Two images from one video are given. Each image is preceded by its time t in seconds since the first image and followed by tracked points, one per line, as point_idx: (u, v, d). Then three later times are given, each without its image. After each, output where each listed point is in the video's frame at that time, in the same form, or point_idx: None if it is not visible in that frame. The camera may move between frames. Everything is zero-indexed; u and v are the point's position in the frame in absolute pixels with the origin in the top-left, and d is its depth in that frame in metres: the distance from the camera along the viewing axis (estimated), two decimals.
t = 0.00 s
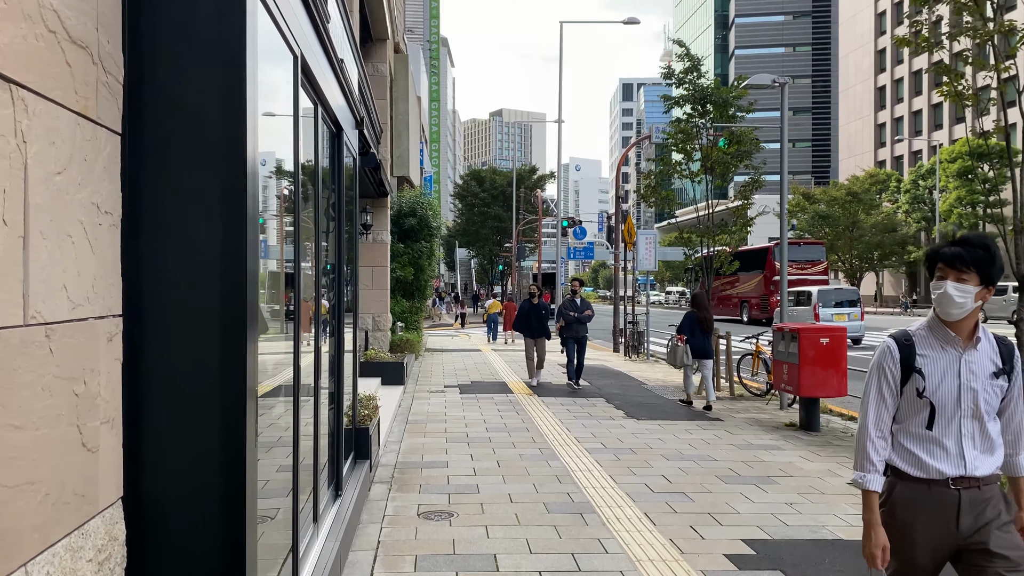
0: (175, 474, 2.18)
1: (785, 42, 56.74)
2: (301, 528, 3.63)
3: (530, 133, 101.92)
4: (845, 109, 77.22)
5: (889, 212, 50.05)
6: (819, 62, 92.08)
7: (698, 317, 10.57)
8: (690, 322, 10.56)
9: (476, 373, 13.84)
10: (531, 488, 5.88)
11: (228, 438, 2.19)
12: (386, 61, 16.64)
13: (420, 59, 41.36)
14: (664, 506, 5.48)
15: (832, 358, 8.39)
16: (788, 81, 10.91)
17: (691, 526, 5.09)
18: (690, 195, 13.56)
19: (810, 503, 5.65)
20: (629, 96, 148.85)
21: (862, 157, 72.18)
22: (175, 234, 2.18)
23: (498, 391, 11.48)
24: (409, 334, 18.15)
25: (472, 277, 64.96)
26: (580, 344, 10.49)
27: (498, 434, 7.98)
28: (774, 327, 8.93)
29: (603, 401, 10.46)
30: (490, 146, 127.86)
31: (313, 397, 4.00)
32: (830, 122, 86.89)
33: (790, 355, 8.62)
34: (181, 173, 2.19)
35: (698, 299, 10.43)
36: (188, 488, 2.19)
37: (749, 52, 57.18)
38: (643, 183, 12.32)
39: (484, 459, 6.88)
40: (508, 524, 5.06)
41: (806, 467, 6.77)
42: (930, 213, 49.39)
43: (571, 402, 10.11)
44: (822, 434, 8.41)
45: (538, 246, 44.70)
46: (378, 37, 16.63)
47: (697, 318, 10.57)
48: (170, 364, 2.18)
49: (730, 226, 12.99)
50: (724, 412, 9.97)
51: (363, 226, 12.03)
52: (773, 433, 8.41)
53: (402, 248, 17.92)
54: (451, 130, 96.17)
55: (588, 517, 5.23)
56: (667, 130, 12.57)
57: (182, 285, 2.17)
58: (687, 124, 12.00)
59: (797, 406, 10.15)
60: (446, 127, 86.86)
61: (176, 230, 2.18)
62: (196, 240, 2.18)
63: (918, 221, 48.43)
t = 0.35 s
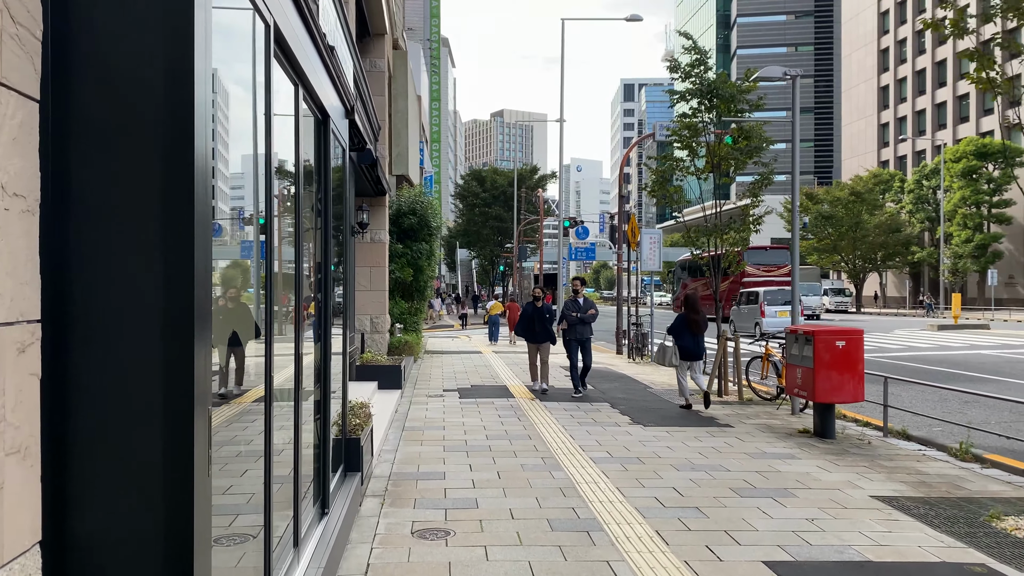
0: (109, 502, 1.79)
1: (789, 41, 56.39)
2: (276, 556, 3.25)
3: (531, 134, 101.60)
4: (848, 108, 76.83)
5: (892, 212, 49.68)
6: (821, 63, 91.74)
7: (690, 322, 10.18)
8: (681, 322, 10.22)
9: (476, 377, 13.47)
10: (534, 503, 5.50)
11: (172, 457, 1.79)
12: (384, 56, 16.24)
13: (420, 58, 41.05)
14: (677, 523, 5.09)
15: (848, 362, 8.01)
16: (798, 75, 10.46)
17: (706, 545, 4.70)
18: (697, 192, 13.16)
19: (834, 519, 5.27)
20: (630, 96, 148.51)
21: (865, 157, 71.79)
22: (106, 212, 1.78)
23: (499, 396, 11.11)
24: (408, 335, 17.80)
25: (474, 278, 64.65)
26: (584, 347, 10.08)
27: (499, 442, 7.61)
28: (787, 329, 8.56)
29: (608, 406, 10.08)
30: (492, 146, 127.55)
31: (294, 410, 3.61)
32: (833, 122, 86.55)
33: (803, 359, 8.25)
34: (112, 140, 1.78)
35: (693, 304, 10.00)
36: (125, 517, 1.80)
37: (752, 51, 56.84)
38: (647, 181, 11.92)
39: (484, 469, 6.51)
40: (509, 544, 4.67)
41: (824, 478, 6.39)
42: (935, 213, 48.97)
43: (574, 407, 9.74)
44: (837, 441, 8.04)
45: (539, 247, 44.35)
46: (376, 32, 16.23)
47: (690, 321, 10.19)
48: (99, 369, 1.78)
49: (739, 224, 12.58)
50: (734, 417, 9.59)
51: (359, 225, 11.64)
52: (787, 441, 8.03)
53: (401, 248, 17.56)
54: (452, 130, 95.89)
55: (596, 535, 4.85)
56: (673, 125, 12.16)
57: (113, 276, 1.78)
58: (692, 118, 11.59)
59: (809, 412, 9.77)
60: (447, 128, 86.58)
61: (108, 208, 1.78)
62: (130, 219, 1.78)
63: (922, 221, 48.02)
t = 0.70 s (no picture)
0: (15, 510, 1.48)
1: (788, 39, 56.08)
2: None
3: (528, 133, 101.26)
4: (846, 107, 76.56)
5: (892, 210, 49.41)
6: (820, 61, 91.40)
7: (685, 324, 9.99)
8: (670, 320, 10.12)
9: (473, 378, 13.10)
10: (533, 515, 5.14)
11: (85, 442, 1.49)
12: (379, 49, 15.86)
13: (417, 55, 40.74)
14: (688, 538, 4.72)
15: (862, 362, 7.65)
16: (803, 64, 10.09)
17: (721, 563, 4.34)
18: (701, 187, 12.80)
19: (857, 533, 4.90)
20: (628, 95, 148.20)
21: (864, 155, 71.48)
22: (12, 165, 1.49)
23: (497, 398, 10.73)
24: (404, 335, 17.42)
25: (472, 278, 64.26)
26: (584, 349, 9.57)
27: (496, 447, 7.24)
28: (798, 329, 8.20)
29: (609, 408, 9.72)
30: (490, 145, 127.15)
31: (269, 415, 3.22)
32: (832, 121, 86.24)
33: (815, 360, 7.88)
34: (21, 83, 1.50)
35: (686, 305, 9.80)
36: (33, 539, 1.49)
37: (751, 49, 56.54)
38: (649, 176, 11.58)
39: (481, 477, 6.14)
40: (509, 562, 4.29)
41: (842, 486, 6.03)
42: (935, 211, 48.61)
43: (575, 410, 9.37)
44: (850, 446, 7.67)
45: (538, 246, 43.95)
46: (371, 24, 15.85)
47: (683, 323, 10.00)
48: None
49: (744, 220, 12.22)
50: (740, 420, 9.23)
51: (352, 221, 11.25)
52: (798, 445, 7.66)
53: (396, 246, 17.20)
54: (450, 129, 95.56)
55: (601, 552, 4.48)
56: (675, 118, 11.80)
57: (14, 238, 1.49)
58: (695, 111, 11.23)
59: (818, 414, 9.41)
60: (445, 127, 86.25)
61: (16, 161, 1.49)
62: (45, 178, 1.51)
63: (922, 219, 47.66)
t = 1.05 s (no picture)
0: None
1: (783, 36, 55.85)
2: None
3: (522, 130, 100.91)
4: (840, 104, 76.42)
5: (886, 208, 49.22)
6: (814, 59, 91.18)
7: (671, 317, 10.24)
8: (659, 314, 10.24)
9: (464, 378, 12.71)
10: (527, 529, 4.77)
11: None
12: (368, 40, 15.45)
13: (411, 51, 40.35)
14: (694, 554, 4.37)
15: (872, 362, 7.30)
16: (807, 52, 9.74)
17: None
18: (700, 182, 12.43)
19: (876, 548, 4.54)
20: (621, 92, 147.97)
21: (858, 153, 71.32)
22: None
23: (489, 399, 10.34)
24: (395, 334, 17.04)
25: (465, 276, 63.89)
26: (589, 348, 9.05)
27: (488, 453, 6.87)
28: (804, 327, 7.86)
29: (606, 410, 9.36)
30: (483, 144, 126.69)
31: (225, 422, 2.82)
32: (826, 119, 86.04)
33: (822, 361, 7.54)
34: None
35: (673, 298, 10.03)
36: None
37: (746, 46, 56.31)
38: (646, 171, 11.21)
39: (472, 487, 5.76)
40: None
41: (855, 495, 5.67)
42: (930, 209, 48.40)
43: (570, 412, 9.01)
44: (859, 451, 7.32)
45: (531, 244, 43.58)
46: (360, 14, 15.44)
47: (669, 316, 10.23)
48: None
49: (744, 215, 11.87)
50: (742, 422, 8.89)
51: (338, 215, 10.82)
52: (805, 450, 7.30)
53: (386, 243, 16.80)
54: (443, 126, 95.14)
55: (600, 571, 4.12)
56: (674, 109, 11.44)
57: None
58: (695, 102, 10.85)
59: (823, 416, 9.07)
60: (438, 124, 85.82)
61: None
62: None
63: (916, 217, 47.50)
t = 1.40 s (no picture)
0: None
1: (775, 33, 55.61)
2: None
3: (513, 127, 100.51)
4: (831, 102, 76.32)
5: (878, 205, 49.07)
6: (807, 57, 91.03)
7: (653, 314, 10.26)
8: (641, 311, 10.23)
9: (452, 377, 12.30)
10: (516, 544, 4.39)
11: None
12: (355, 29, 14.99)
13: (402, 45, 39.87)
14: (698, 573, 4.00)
15: (880, 361, 6.93)
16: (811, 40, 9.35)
17: None
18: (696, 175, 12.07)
19: (895, 565, 4.17)
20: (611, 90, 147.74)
21: (850, 150, 71.18)
22: None
23: (479, 400, 9.95)
24: (382, 332, 16.63)
25: (456, 273, 63.44)
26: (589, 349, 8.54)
27: (476, 458, 6.49)
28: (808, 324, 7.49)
29: (600, 411, 8.98)
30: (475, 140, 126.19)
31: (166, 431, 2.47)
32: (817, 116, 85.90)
33: (827, 359, 7.17)
34: None
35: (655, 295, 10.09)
36: None
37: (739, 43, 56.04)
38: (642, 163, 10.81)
39: (458, 496, 5.38)
40: None
41: (867, 505, 5.30)
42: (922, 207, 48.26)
43: (563, 413, 8.62)
44: (865, 455, 6.96)
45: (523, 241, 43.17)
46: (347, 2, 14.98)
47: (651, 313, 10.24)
48: None
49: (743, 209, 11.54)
50: (741, 424, 8.52)
51: (321, 208, 10.37)
52: (809, 454, 6.93)
53: (374, 238, 16.38)
54: (434, 123, 94.57)
55: None
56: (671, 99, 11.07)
57: None
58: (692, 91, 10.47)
59: (825, 417, 8.72)
60: (429, 121, 85.29)
61: None
62: None
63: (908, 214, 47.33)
